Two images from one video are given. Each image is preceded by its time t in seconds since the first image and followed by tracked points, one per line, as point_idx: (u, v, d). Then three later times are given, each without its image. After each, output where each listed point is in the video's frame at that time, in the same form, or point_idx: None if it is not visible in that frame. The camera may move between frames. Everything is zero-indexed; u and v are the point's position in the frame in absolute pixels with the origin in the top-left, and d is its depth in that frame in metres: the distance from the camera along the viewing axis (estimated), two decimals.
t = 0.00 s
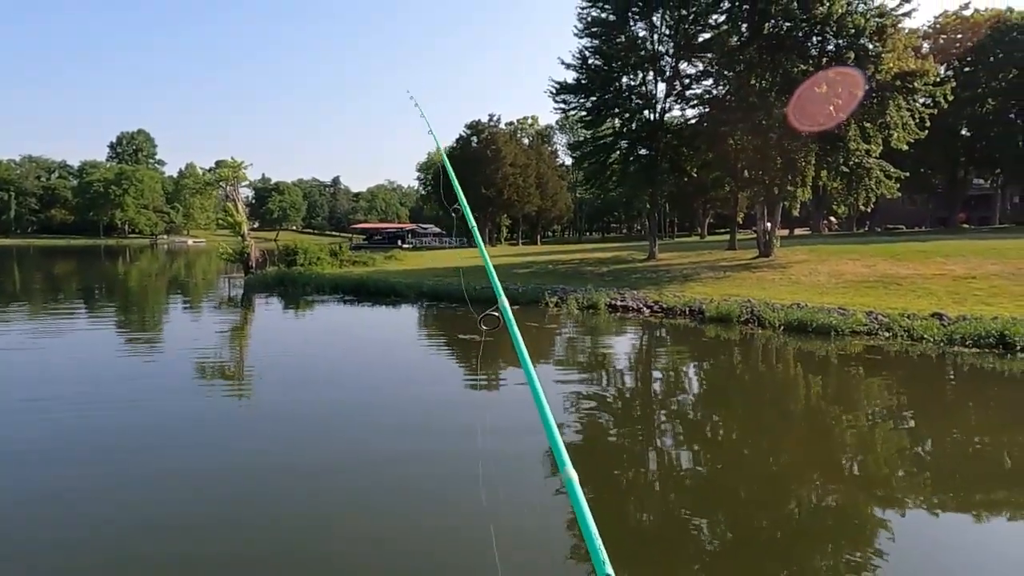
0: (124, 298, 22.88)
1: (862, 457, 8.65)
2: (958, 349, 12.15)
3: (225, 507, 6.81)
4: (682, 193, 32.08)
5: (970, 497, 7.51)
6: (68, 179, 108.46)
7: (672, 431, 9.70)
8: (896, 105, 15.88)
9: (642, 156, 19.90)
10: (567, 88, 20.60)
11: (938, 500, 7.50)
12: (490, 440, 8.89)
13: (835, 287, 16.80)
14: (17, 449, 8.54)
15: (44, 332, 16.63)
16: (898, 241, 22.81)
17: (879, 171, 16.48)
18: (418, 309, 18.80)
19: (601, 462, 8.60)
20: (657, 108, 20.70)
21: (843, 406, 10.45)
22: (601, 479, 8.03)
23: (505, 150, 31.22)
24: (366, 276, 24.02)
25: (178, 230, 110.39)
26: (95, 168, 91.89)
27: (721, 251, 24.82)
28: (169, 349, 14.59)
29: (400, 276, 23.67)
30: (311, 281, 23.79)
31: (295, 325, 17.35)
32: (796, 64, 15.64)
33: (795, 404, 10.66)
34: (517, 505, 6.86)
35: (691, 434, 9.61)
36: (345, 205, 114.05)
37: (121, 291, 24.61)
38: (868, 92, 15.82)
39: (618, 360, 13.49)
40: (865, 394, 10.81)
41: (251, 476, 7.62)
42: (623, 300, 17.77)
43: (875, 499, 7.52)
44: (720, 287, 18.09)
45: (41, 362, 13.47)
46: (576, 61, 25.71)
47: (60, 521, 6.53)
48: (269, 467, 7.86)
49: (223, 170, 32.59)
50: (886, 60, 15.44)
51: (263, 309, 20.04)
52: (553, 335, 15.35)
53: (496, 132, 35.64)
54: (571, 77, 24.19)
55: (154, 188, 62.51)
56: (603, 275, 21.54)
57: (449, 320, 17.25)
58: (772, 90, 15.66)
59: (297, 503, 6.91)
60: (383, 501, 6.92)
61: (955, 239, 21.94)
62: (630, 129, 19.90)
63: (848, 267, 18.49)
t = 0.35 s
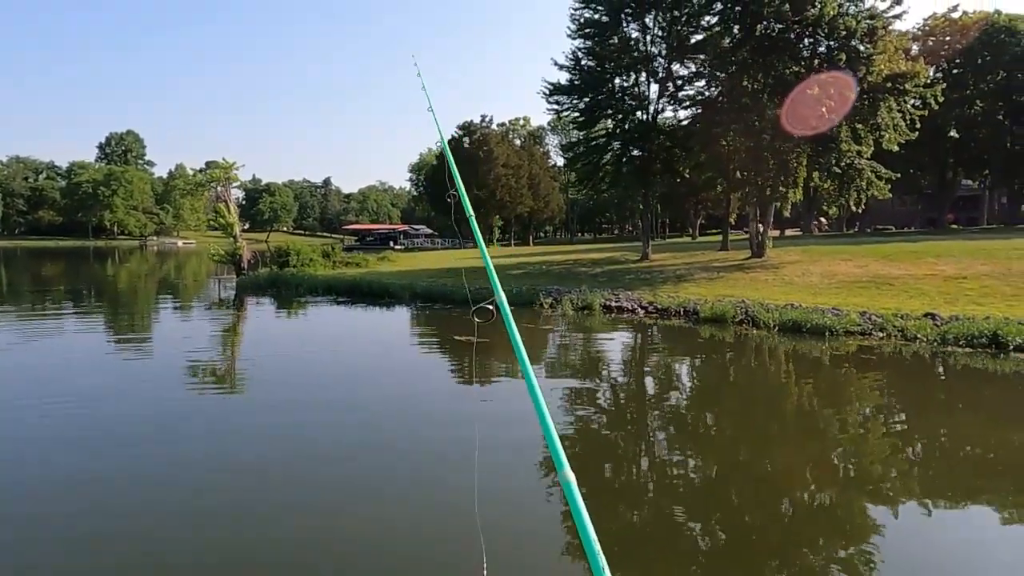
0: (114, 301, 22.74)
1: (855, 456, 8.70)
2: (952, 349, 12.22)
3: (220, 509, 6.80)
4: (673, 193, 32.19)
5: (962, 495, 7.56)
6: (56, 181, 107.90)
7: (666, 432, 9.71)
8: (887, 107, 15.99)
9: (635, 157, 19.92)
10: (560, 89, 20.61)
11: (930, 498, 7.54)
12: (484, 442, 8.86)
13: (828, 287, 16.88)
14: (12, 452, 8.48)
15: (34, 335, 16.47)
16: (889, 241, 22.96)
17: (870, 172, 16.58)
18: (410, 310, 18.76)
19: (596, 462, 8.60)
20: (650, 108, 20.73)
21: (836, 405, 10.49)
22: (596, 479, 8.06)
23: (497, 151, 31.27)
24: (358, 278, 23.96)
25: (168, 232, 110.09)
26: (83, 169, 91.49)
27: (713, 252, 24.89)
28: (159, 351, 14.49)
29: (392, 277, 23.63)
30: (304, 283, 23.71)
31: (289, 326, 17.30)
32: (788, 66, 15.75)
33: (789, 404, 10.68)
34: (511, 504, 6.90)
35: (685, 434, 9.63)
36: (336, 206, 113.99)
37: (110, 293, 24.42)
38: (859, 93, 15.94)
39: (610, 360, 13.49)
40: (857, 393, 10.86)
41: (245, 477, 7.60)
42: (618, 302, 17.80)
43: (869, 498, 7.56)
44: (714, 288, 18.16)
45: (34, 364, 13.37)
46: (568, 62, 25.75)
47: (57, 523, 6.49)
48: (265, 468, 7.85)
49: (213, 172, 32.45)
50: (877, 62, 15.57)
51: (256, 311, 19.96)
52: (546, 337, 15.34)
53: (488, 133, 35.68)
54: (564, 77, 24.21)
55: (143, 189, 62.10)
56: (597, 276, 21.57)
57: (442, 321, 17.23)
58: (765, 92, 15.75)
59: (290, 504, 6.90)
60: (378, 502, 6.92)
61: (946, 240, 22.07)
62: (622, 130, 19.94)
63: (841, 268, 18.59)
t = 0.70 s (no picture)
0: (110, 301, 22.68)
1: (850, 455, 8.75)
2: (949, 348, 12.29)
3: (216, 509, 6.80)
4: (669, 194, 32.30)
5: (956, 493, 7.61)
6: (49, 181, 107.57)
7: (662, 431, 9.74)
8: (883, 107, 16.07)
9: (631, 157, 19.97)
10: (557, 89, 20.67)
11: (925, 496, 7.59)
12: (481, 442, 8.87)
13: (825, 287, 16.98)
14: (12, 453, 8.47)
15: (31, 336, 16.44)
16: (884, 241, 23.08)
17: (866, 172, 16.65)
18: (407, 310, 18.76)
19: (593, 461, 8.63)
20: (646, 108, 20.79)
21: (831, 405, 10.54)
22: (593, 478, 8.09)
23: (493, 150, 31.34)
24: (355, 278, 23.96)
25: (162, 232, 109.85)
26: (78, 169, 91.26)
27: (709, 252, 24.93)
28: (156, 351, 14.47)
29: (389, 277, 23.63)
30: (300, 283, 23.70)
31: (286, 326, 17.29)
32: (784, 67, 15.82)
33: (785, 404, 10.73)
34: (507, 504, 6.92)
35: (681, 433, 9.67)
36: (331, 206, 113.91)
37: (103, 294, 24.29)
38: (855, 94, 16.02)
39: (605, 360, 13.52)
40: (852, 392, 10.93)
41: (242, 477, 7.60)
42: (615, 301, 17.83)
43: (864, 497, 7.60)
44: (711, 288, 18.23)
45: (32, 365, 13.35)
46: (565, 62, 25.80)
47: (59, 526, 6.46)
48: (265, 469, 7.82)
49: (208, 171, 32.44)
50: (873, 63, 15.64)
51: (252, 311, 19.95)
52: (542, 337, 15.33)
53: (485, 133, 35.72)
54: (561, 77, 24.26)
55: (138, 189, 61.94)
56: (594, 276, 21.62)
57: (440, 321, 17.24)
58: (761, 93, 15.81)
59: (287, 504, 6.91)
60: (379, 502, 6.90)
61: (940, 239, 22.18)
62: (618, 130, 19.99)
63: (837, 268, 18.68)
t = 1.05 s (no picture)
0: (110, 300, 22.64)
1: (850, 455, 8.73)
2: (953, 347, 12.28)
3: (216, 509, 6.78)
4: (669, 193, 32.31)
5: (957, 493, 7.60)
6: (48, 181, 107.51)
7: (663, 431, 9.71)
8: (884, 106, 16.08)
9: (631, 156, 19.96)
10: (558, 88, 20.66)
11: (926, 496, 7.58)
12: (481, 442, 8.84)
13: (827, 285, 16.98)
14: (15, 452, 8.44)
15: (32, 336, 16.40)
16: (885, 240, 23.12)
17: (867, 171, 16.66)
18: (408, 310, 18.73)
19: (594, 460, 8.62)
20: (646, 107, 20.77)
21: (832, 404, 10.53)
22: (593, 477, 8.07)
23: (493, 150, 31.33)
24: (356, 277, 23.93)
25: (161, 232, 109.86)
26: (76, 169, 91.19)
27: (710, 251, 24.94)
28: (157, 351, 14.44)
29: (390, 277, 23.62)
30: (301, 282, 23.66)
31: (287, 326, 17.27)
32: (785, 65, 15.81)
33: (786, 403, 10.71)
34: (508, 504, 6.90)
35: (682, 432, 9.65)
36: (331, 205, 113.95)
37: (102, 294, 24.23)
38: (856, 92, 16.02)
39: (605, 359, 13.49)
40: (852, 392, 10.93)
41: (242, 477, 7.58)
42: (618, 301, 17.82)
43: (866, 496, 7.58)
44: (713, 287, 18.23)
45: (34, 365, 13.31)
46: (565, 61, 25.79)
47: (61, 526, 6.43)
48: (267, 470, 7.79)
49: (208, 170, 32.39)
50: (874, 62, 15.63)
51: (253, 310, 19.92)
52: (542, 336, 15.30)
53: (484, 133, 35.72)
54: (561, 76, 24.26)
55: (138, 189, 61.92)
56: (596, 276, 21.61)
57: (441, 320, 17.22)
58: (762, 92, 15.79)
59: (287, 503, 6.89)
60: (379, 502, 6.88)
61: (941, 238, 22.21)
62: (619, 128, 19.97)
63: (839, 266, 18.69)
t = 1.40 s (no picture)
0: (108, 300, 22.55)
1: (851, 453, 8.71)
2: (956, 345, 12.29)
3: (215, 509, 6.76)
4: (668, 192, 32.35)
5: (957, 490, 7.60)
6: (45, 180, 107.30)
7: (663, 429, 9.69)
8: (884, 104, 16.12)
9: (631, 155, 19.94)
10: (558, 86, 20.65)
11: (926, 494, 7.56)
12: (481, 440, 8.82)
13: (828, 284, 16.99)
14: (18, 452, 8.41)
15: (31, 335, 16.34)
16: (885, 238, 23.15)
17: (866, 169, 16.73)
18: (407, 309, 18.68)
19: (594, 459, 8.60)
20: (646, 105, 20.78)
21: (834, 402, 10.49)
22: (592, 476, 8.05)
23: (492, 148, 31.32)
24: (355, 276, 23.88)
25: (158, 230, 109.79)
26: (73, 168, 91.10)
27: (710, 249, 24.95)
28: (158, 351, 14.38)
29: (389, 276, 23.58)
30: (300, 281, 23.62)
31: (286, 325, 17.24)
32: (786, 64, 15.82)
33: (787, 401, 10.70)
34: (505, 503, 6.87)
35: (683, 431, 9.62)
36: (329, 204, 113.94)
37: (101, 293, 24.16)
38: (857, 91, 16.05)
39: (603, 358, 13.47)
40: (853, 389, 10.92)
41: (243, 476, 7.56)
42: (619, 300, 17.80)
43: (865, 495, 7.57)
44: (714, 285, 18.24)
45: (34, 364, 13.27)
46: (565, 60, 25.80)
47: (65, 526, 6.39)
48: (268, 469, 7.76)
49: (205, 169, 32.28)
50: (874, 61, 15.65)
51: (252, 309, 19.87)
52: (541, 335, 15.29)
53: (483, 131, 35.63)
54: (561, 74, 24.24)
55: (135, 188, 61.83)
56: (596, 274, 21.61)
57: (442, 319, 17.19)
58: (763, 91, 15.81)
59: (285, 503, 6.86)
60: (380, 500, 6.88)
61: (941, 236, 22.24)
62: (618, 127, 19.96)
63: (839, 265, 18.71)
